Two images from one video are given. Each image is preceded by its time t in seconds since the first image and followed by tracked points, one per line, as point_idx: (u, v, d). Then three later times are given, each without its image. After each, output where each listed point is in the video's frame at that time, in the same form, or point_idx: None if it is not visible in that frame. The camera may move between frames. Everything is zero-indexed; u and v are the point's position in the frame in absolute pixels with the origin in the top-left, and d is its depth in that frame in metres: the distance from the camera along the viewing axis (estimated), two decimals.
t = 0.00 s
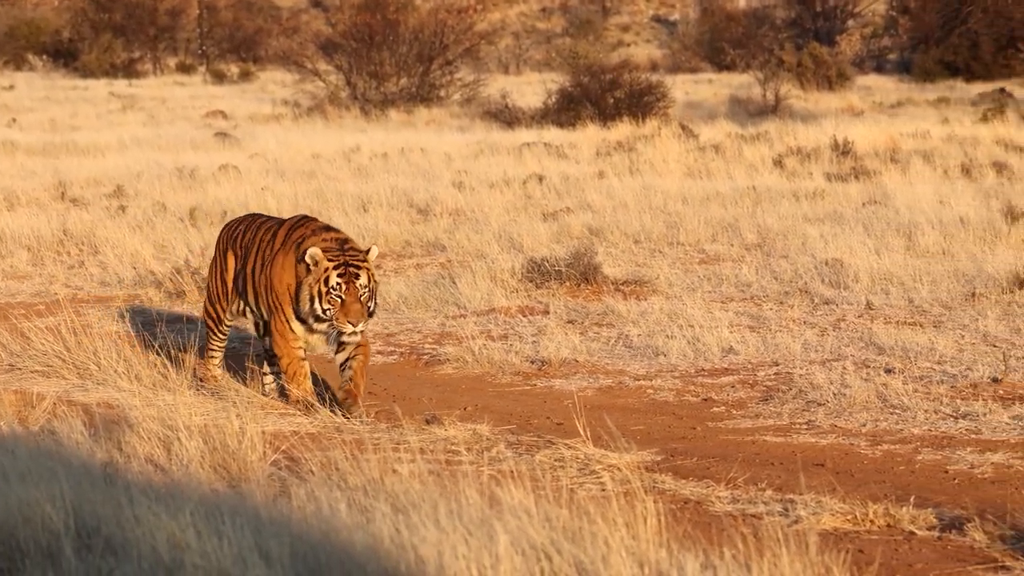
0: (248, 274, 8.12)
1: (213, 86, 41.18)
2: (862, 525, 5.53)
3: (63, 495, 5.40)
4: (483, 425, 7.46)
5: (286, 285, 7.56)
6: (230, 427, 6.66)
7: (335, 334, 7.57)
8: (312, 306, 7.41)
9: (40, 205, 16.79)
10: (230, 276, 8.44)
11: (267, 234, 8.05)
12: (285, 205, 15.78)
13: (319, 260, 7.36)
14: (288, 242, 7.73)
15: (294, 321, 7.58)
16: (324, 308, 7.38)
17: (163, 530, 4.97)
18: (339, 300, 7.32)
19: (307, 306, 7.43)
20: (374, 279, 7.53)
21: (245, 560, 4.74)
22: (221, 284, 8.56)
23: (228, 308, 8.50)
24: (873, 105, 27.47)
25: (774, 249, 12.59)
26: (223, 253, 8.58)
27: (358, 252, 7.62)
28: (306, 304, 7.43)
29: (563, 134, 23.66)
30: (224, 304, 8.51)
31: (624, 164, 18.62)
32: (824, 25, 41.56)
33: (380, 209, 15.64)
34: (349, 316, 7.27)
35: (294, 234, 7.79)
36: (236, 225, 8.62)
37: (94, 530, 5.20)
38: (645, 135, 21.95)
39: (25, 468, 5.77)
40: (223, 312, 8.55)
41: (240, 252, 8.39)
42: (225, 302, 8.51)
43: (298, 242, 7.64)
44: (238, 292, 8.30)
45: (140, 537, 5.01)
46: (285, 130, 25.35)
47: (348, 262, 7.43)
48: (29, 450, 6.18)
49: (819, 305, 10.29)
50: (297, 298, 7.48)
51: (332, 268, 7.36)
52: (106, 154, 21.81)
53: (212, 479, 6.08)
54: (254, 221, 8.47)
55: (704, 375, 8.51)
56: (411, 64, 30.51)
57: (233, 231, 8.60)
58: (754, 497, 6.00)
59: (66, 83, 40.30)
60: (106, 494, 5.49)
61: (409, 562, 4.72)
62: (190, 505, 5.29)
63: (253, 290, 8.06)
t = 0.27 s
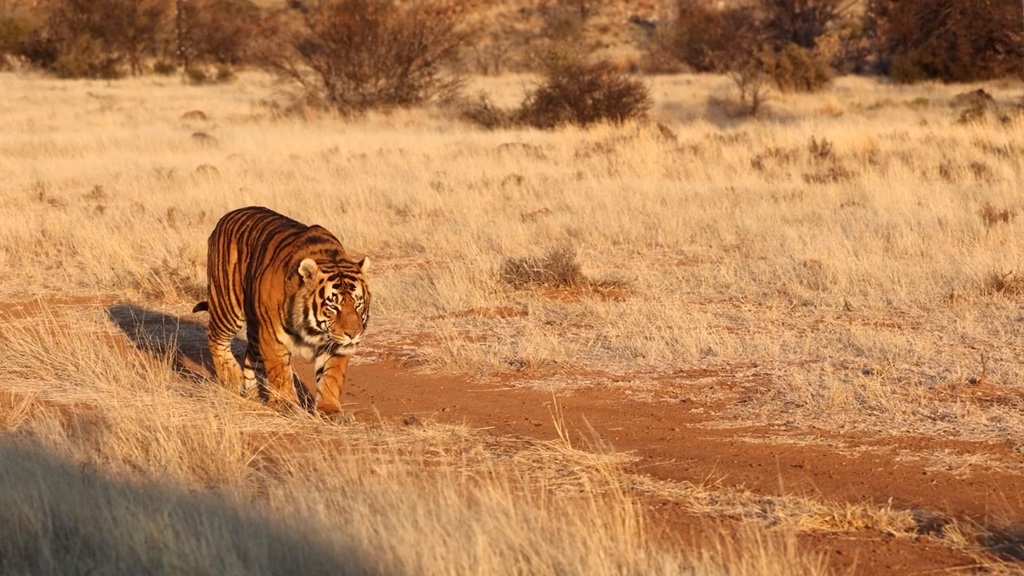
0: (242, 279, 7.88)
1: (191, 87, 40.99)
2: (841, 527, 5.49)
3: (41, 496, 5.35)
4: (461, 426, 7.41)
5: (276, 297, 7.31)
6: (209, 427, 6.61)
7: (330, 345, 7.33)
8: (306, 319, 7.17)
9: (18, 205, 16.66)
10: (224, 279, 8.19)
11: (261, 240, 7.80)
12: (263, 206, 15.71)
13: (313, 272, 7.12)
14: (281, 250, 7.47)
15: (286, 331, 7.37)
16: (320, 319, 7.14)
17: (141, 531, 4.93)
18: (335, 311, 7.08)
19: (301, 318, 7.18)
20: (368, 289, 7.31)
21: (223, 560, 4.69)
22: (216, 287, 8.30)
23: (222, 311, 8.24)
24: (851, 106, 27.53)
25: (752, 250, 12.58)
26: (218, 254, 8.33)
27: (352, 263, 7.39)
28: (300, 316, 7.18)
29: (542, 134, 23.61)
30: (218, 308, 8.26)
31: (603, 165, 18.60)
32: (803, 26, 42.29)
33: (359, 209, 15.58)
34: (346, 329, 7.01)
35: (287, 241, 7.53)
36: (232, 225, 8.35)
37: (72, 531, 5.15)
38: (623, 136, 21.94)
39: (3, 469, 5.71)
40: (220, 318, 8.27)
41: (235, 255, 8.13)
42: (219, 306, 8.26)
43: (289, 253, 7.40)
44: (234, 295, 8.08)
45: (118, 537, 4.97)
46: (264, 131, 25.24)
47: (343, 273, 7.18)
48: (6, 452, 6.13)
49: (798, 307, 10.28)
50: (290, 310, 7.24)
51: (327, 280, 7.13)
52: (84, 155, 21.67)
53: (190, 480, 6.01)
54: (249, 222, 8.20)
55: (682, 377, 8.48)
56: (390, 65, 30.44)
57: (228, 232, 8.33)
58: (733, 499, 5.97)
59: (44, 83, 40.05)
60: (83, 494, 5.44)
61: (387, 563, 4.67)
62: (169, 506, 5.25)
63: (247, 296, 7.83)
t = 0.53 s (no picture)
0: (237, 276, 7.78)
1: (168, 87, 40.80)
2: (819, 528, 5.47)
3: (18, 498, 5.32)
4: (439, 427, 7.37)
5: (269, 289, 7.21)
6: (187, 428, 6.55)
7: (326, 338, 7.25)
8: (301, 311, 7.08)
9: None
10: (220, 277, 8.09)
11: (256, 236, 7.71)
12: (241, 207, 15.64)
13: (309, 264, 7.04)
14: (274, 244, 7.38)
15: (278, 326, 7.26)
16: (316, 312, 7.06)
17: (118, 532, 4.90)
18: (332, 304, 7.01)
19: (296, 312, 7.10)
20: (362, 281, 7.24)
21: (201, 561, 4.67)
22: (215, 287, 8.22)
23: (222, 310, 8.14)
24: (828, 107, 27.61)
25: (730, 252, 12.58)
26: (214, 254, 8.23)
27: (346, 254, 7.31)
28: (295, 309, 7.10)
29: (520, 136, 23.59)
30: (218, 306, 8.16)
31: (581, 166, 18.59)
32: (781, 28, 42.36)
33: (336, 211, 15.52)
34: (342, 321, 6.97)
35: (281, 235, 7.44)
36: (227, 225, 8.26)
37: (48, 532, 5.13)
38: (601, 137, 21.94)
39: None
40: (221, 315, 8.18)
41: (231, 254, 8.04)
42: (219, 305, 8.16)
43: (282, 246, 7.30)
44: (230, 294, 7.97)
45: (96, 538, 4.94)
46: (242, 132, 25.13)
47: (339, 265, 7.11)
48: None
49: (775, 308, 10.28)
50: (284, 304, 7.15)
51: (323, 272, 7.05)
52: (60, 156, 21.53)
53: (167, 480, 5.97)
54: (244, 222, 8.12)
55: (660, 378, 8.46)
56: (368, 66, 30.36)
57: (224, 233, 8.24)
58: (710, 500, 5.95)
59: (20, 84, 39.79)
60: (61, 496, 5.41)
61: (365, 564, 4.64)
62: (146, 507, 5.22)
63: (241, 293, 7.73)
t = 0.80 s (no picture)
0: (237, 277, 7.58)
1: (150, 88, 40.64)
2: (801, 529, 5.46)
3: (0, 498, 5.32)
4: (421, 427, 7.34)
5: (273, 290, 7.03)
6: (169, 428, 6.52)
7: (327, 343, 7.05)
8: (303, 314, 6.89)
9: None
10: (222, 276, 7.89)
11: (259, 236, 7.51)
12: (223, 208, 15.59)
13: (311, 266, 6.84)
14: (279, 244, 7.19)
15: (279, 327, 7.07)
16: (317, 316, 6.86)
17: (101, 533, 4.91)
18: (333, 307, 6.81)
19: (297, 314, 6.90)
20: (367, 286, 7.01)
21: (183, 561, 4.69)
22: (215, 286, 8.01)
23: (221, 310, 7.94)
24: (810, 108, 27.68)
25: (713, 252, 12.58)
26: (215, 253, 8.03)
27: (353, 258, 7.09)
28: (297, 312, 6.90)
29: (502, 136, 23.57)
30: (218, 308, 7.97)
31: (563, 167, 18.59)
32: (763, 28, 42.46)
33: (319, 211, 15.48)
34: (344, 325, 6.75)
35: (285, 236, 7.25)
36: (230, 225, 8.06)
37: (32, 533, 5.13)
38: (584, 138, 21.93)
39: None
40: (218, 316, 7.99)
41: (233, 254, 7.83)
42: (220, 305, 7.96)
43: (287, 248, 7.11)
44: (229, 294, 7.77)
45: (78, 539, 4.94)
46: (224, 133, 25.04)
47: (343, 268, 6.90)
48: None
49: (758, 308, 10.28)
50: (288, 305, 6.96)
51: (327, 275, 6.85)
52: (41, 156, 21.41)
53: (150, 481, 5.94)
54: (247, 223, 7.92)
55: (643, 378, 8.45)
56: (350, 66, 30.30)
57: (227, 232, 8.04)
58: (692, 501, 5.94)
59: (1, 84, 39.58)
60: (44, 496, 5.41)
61: (347, 565, 4.62)
62: (130, 507, 5.21)
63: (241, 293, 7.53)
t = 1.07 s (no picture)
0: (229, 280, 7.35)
1: (132, 88, 40.47)
2: (783, 529, 5.45)
3: None
4: (403, 428, 7.31)
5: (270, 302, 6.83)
6: (151, 428, 6.48)
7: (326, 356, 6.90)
8: (304, 330, 6.71)
9: None
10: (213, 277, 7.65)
11: (252, 241, 7.28)
12: (205, 208, 15.53)
13: (314, 281, 6.65)
14: (276, 253, 6.97)
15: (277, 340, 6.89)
16: (318, 331, 6.69)
17: (83, 533, 4.89)
18: (335, 324, 6.63)
19: (297, 328, 6.72)
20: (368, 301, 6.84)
21: (165, 562, 4.68)
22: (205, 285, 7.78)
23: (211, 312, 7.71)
24: (793, 108, 27.74)
25: (695, 253, 12.59)
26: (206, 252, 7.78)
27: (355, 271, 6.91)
28: (298, 327, 6.73)
29: (485, 136, 23.55)
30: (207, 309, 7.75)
31: (545, 167, 18.58)
32: (745, 28, 42.66)
33: (301, 211, 15.43)
34: (344, 343, 6.56)
35: (283, 244, 7.03)
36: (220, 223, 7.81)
37: (13, 534, 5.12)
38: (566, 138, 21.93)
39: None
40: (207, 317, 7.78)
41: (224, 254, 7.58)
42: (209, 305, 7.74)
43: (285, 257, 6.90)
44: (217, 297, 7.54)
45: (60, 539, 4.93)
46: (206, 133, 24.95)
47: (346, 284, 6.72)
48: None
49: (740, 309, 10.29)
50: (287, 320, 6.78)
51: (329, 291, 6.66)
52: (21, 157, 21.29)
53: (132, 481, 5.91)
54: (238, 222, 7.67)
55: (625, 379, 8.44)
56: (332, 66, 30.22)
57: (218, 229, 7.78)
58: (675, 501, 5.92)
59: None
60: (26, 498, 5.39)
61: (328, 565, 4.59)
62: (111, 507, 5.19)
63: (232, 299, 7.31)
